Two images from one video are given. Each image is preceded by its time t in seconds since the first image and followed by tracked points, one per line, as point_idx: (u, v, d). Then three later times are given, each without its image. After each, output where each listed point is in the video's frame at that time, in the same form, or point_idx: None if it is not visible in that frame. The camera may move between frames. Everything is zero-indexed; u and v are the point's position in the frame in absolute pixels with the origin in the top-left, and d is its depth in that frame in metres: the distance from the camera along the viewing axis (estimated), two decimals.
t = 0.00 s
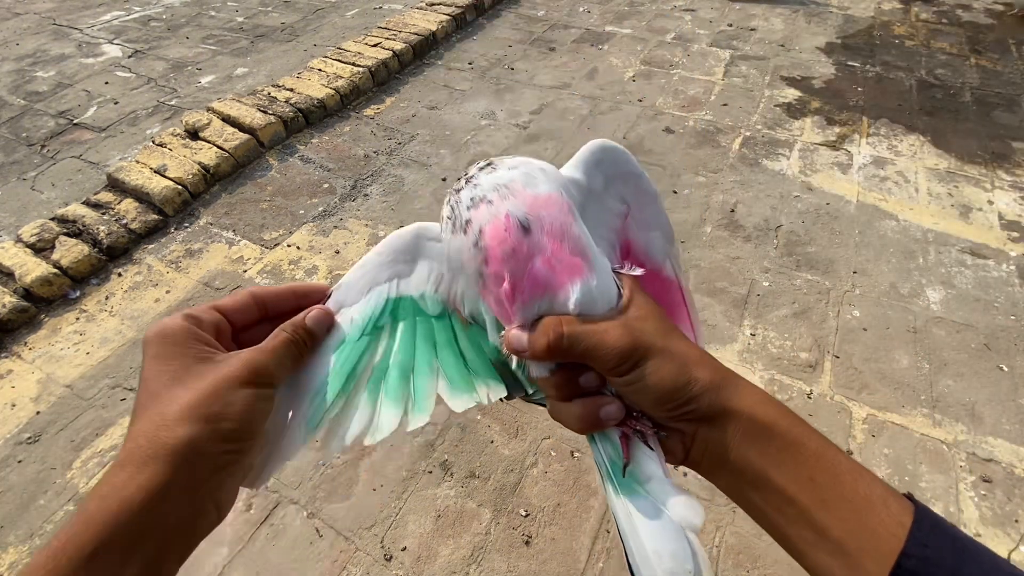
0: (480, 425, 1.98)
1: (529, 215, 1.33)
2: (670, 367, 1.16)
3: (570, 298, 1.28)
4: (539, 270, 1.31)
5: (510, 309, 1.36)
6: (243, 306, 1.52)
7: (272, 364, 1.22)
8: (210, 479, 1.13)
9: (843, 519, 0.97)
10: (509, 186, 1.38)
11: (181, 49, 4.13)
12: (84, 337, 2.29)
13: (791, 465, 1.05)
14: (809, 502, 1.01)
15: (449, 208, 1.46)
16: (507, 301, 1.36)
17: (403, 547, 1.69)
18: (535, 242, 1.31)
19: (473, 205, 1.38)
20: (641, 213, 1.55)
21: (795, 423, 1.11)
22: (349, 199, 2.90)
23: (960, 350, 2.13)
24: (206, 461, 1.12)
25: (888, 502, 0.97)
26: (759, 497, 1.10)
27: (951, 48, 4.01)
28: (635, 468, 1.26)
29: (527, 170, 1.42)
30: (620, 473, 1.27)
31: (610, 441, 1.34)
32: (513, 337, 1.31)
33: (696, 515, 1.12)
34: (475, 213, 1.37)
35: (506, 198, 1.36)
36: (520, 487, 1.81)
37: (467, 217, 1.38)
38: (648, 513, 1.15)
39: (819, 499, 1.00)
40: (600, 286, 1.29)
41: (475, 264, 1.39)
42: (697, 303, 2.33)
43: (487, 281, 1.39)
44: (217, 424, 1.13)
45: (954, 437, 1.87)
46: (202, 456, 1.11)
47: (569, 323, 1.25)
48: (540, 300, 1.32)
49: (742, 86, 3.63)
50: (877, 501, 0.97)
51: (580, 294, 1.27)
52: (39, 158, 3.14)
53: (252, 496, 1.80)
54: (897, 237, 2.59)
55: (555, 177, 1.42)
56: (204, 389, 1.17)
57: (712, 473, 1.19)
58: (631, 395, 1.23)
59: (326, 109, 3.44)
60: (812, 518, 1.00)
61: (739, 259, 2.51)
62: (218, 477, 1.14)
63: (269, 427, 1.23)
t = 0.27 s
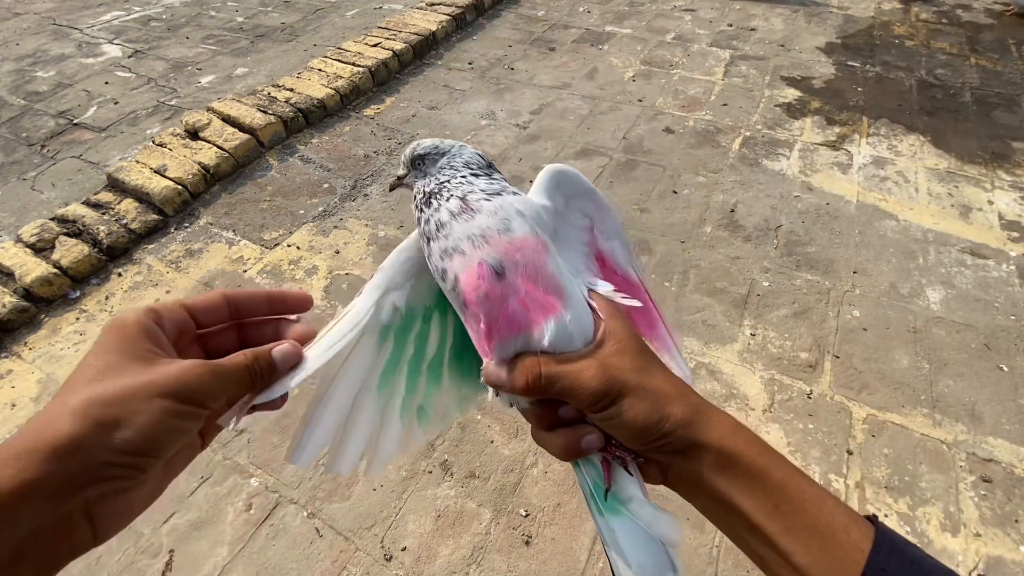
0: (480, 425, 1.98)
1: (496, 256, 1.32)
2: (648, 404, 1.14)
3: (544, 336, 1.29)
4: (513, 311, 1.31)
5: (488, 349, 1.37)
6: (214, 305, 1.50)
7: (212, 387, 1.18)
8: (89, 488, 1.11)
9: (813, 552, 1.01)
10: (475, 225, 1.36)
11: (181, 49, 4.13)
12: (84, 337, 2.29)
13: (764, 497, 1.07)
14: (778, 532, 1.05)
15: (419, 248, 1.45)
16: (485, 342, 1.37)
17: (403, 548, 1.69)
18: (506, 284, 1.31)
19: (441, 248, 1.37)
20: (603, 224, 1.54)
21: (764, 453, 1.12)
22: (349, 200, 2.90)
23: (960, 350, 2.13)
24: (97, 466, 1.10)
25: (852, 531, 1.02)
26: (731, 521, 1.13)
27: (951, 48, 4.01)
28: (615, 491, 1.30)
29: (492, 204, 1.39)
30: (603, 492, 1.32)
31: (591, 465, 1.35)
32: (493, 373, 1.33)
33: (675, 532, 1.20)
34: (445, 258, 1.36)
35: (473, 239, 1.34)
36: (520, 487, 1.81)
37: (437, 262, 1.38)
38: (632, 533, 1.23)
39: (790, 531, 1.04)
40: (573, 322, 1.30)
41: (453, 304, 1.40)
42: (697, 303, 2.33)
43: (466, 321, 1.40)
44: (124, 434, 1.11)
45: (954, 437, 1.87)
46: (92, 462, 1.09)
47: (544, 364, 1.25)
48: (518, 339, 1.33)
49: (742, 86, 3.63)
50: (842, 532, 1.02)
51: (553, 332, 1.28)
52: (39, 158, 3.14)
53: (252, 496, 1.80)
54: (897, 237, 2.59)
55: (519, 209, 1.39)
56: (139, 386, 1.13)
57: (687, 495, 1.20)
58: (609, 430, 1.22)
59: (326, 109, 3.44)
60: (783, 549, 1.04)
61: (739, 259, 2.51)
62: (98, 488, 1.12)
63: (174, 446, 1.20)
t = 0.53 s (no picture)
0: (480, 425, 1.98)
1: (517, 257, 1.32)
2: (663, 417, 1.17)
3: (561, 338, 1.31)
4: (529, 312, 1.33)
5: (502, 348, 1.39)
6: (214, 286, 1.51)
7: (227, 363, 1.18)
8: (117, 459, 1.14)
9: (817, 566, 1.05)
10: (499, 226, 1.37)
11: (181, 49, 4.13)
12: (84, 337, 2.29)
13: (771, 513, 1.12)
14: (785, 550, 1.09)
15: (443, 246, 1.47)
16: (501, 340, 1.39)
17: (403, 548, 1.69)
18: (525, 284, 1.32)
19: (464, 248, 1.39)
20: (632, 228, 1.55)
21: (772, 471, 1.17)
22: (349, 200, 2.90)
23: (960, 350, 2.13)
24: (121, 439, 1.13)
25: (858, 550, 1.07)
26: (736, 536, 1.17)
27: (951, 48, 4.01)
28: (620, 498, 1.31)
29: (516, 207, 1.41)
30: (607, 501, 1.33)
31: (598, 471, 1.37)
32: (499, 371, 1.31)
33: (676, 542, 1.19)
34: (466, 257, 1.38)
35: (495, 240, 1.35)
36: (520, 487, 1.81)
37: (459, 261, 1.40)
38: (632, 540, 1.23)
39: (794, 545, 1.08)
40: (588, 327, 1.32)
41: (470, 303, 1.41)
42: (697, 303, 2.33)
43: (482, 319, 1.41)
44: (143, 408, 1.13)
45: (954, 437, 1.87)
46: (116, 434, 1.12)
47: (560, 364, 1.26)
48: (534, 339, 1.35)
49: (742, 86, 3.63)
50: (847, 549, 1.06)
51: (570, 334, 1.31)
52: (39, 158, 3.14)
53: (252, 496, 1.80)
54: (897, 237, 2.59)
55: (543, 212, 1.40)
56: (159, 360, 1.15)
57: (696, 513, 1.24)
58: (622, 438, 1.24)
59: (326, 109, 3.44)
60: (786, 563, 1.08)
61: (739, 259, 2.51)
62: (125, 459, 1.16)
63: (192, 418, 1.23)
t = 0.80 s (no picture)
0: (480, 425, 1.98)
1: (553, 255, 1.34)
2: (675, 424, 1.18)
3: (584, 338, 1.35)
4: (555, 310, 1.36)
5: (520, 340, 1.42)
6: (202, 299, 1.51)
7: (215, 365, 1.18)
8: (108, 463, 1.14)
9: None
10: (542, 222, 1.35)
11: (181, 49, 4.13)
12: (84, 337, 2.29)
13: (768, 525, 1.14)
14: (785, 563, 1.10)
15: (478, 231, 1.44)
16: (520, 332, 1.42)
17: (403, 548, 1.69)
18: (556, 282, 1.34)
19: (501, 237, 1.38)
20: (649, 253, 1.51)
21: (769, 486, 1.20)
22: (349, 200, 2.90)
23: (959, 350, 2.13)
24: (110, 444, 1.13)
25: (849, 559, 1.09)
26: (731, 550, 1.18)
27: (951, 48, 4.01)
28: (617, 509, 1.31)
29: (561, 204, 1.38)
30: (605, 513, 1.32)
31: (595, 478, 1.37)
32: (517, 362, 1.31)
33: (671, 556, 1.16)
34: (502, 247, 1.37)
35: (535, 234, 1.34)
36: (520, 487, 1.81)
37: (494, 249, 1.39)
38: (627, 554, 1.22)
39: (790, 558, 1.10)
40: (606, 333, 1.37)
41: (495, 291, 1.42)
42: (697, 303, 2.33)
43: (505, 308, 1.42)
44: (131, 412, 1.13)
45: (954, 437, 1.87)
46: (107, 438, 1.12)
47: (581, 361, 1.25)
48: (556, 335, 1.38)
49: (742, 86, 3.63)
50: (840, 559, 1.09)
51: (593, 336, 1.35)
52: (39, 158, 3.14)
53: (252, 496, 1.81)
54: (897, 237, 2.59)
55: (584, 216, 1.41)
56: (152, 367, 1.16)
57: (691, 529, 1.24)
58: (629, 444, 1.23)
59: (326, 109, 3.44)
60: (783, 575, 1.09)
61: (739, 259, 2.51)
62: (116, 463, 1.15)
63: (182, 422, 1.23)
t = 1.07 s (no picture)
0: (480, 425, 1.98)
1: (541, 250, 1.34)
2: (657, 422, 1.19)
3: (569, 333, 1.31)
4: (541, 303, 1.34)
5: (509, 333, 1.40)
6: (197, 309, 1.51)
7: (210, 368, 1.19)
8: (104, 466, 1.14)
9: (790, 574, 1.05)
10: (532, 217, 1.37)
11: (181, 49, 4.13)
12: (84, 337, 2.29)
13: (748, 523, 1.13)
14: (764, 561, 1.08)
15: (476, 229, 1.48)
16: (508, 325, 1.40)
17: (403, 548, 1.69)
18: (542, 275, 1.33)
19: (493, 231, 1.40)
20: (666, 253, 1.53)
21: (749, 484, 1.18)
22: (349, 199, 2.90)
23: (959, 350, 2.13)
24: (107, 446, 1.13)
25: (828, 556, 1.07)
26: (712, 549, 1.17)
27: (951, 48, 4.01)
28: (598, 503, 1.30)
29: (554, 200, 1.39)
30: (585, 506, 1.31)
31: (579, 472, 1.37)
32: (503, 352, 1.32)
33: (649, 551, 1.16)
34: (491, 241, 1.39)
35: (524, 228, 1.36)
36: (520, 487, 1.81)
37: (485, 244, 1.41)
38: (605, 544, 1.20)
39: (769, 555, 1.08)
40: (592, 329, 1.32)
41: (486, 284, 1.43)
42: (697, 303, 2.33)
43: (495, 300, 1.42)
44: (127, 415, 1.13)
45: (954, 437, 1.87)
46: (104, 441, 1.12)
47: (566, 355, 1.26)
48: (541, 330, 1.35)
49: (742, 86, 3.63)
50: (819, 556, 1.07)
51: (579, 331, 1.30)
52: (39, 158, 3.14)
53: (252, 496, 1.80)
54: (897, 237, 2.59)
55: (578, 213, 1.41)
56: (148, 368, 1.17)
57: (674, 527, 1.24)
58: (612, 440, 1.24)
59: (326, 109, 3.44)
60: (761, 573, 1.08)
61: (739, 259, 2.51)
62: (113, 465, 1.16)
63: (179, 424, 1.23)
